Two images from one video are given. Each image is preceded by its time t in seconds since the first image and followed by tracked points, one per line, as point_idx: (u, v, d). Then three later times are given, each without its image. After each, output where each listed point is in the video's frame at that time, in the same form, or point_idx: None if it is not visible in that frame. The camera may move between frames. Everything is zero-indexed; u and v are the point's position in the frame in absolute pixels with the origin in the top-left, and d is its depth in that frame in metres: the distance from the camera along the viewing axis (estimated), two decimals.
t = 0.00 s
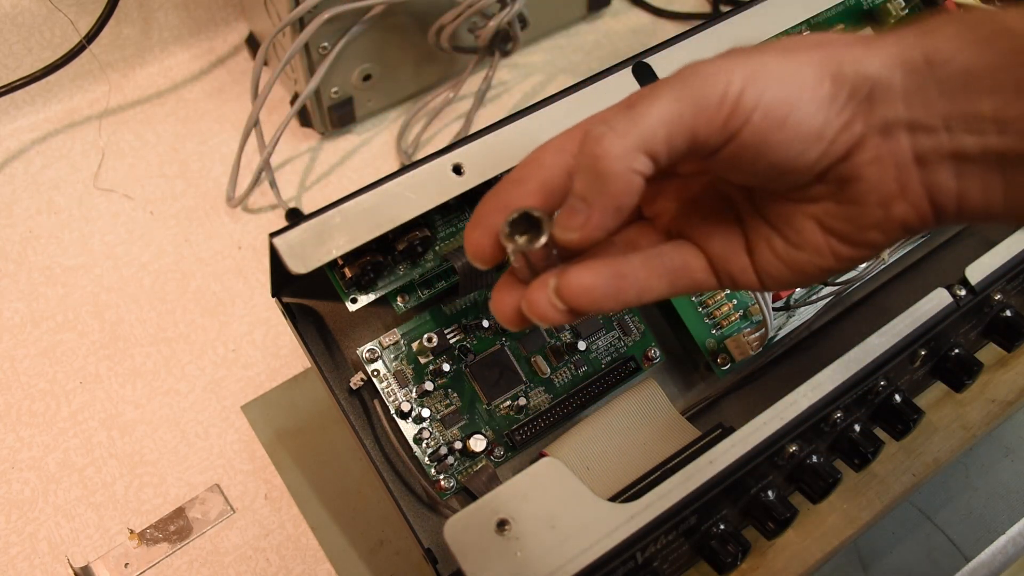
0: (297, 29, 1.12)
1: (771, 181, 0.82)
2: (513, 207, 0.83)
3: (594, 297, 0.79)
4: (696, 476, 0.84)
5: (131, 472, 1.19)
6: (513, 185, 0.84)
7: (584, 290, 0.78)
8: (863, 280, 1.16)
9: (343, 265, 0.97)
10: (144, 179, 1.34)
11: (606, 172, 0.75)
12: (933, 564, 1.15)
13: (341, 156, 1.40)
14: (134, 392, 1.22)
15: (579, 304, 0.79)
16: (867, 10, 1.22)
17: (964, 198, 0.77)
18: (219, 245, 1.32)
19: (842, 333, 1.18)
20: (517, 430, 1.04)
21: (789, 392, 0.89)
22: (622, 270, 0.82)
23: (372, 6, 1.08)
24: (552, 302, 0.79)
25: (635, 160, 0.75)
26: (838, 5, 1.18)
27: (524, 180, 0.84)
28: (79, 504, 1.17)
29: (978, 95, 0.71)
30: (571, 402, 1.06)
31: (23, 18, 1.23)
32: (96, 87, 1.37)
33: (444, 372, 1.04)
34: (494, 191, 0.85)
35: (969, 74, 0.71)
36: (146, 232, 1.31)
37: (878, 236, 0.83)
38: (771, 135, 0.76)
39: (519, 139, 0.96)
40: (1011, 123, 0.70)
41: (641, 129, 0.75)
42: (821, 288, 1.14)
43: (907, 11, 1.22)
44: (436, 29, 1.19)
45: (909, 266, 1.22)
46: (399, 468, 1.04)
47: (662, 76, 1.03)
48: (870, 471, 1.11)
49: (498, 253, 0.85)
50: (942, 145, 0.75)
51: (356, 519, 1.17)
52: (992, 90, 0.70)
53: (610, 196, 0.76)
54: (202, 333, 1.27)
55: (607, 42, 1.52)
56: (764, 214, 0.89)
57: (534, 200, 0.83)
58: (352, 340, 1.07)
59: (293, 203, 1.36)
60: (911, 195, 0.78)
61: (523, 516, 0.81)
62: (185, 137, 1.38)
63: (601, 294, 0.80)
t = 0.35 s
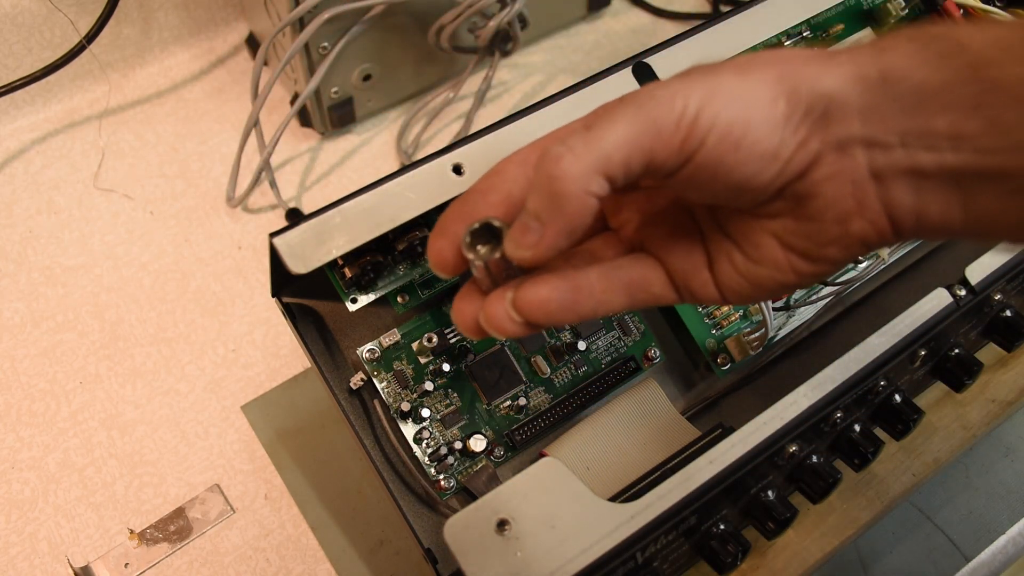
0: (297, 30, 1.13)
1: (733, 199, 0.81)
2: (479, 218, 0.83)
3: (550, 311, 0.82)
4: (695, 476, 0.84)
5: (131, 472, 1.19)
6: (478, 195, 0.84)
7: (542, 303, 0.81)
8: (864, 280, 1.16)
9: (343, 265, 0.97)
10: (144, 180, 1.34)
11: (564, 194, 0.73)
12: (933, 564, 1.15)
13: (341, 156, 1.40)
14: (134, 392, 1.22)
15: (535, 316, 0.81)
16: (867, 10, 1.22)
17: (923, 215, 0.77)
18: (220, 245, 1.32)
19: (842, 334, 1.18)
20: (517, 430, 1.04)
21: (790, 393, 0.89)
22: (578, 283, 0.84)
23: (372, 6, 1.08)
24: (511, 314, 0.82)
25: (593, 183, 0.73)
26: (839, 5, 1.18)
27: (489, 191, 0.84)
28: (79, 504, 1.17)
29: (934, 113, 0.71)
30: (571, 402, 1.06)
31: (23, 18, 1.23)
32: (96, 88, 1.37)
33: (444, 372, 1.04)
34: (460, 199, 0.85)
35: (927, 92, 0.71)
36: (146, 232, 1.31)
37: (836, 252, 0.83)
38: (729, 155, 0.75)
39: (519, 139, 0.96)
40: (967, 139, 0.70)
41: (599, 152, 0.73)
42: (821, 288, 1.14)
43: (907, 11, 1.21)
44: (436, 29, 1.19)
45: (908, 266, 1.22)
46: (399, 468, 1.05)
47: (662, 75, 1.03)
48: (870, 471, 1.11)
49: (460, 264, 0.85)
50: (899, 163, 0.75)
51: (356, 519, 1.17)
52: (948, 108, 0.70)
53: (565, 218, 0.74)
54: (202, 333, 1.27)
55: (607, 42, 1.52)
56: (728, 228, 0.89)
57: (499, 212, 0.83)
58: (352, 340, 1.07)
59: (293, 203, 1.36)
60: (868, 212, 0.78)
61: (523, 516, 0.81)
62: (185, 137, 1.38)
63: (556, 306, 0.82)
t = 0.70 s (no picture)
0: (297, 29, 1.13)
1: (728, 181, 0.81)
2: (476, 200, 0.82)
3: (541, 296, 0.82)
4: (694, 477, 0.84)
5: (131, 472, 1.19)
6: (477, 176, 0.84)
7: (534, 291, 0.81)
8: (864, 280, 1.16)
9: (343, 265, 0.98)
10: (144, 180, 1.34)
11: (562, 185, 0.72)
12: (933, 564, 1.15)
13: (341, 156, 1.40)
14: (134, 392, 1.22)
15: (528, 303, 0.82)
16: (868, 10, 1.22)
17: (916, 197, 0.78)
18: (220, 245, 1.32)
19: (842, 334, 1.18)
20: (517, 431, 1.04)
21: (789, 393, 0.89)
22: (571, 268, 0.84)
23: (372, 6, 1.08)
24: (500, 298, 0.82)
25: (588, 171, 0.73)
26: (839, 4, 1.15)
27: (486, 172, 0.83)
28: (79, 504, 1.17)
29: (930, 97, 0.71)
30: (571, 402, 1.06)
31: (23, 18, 1.23)
32: (96, 88, 1.37)
33: (444, 372, 1.04)
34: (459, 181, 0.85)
35: (923, 73, 0.71)
36: (146, 232, 1.31)
37: (830, 235, 0.83)
38: (722, 139, 0.74)
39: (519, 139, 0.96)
40: (962, 121, 0.70)
41: (594, 140, 0.73)
42: (820, 288, 1.14)
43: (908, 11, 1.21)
44: (436, 29, 1.19)
45: (908, 266, 1.21)
46: (399, 469, 1.05)
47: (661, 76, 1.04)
48: (870, 471, 1.11)
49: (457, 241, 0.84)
50: (894, 146, 0.75)
51: (356, 519, 1.17)
52: (945, 92, 0.70)
53: (564, 209, 0.74)
54: (202, 333, 1.27)
55: (607, 42, 1.52)
56: (723, 210, 0.89)
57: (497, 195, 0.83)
58: (352, 340, 1.07)
59: (293, 203, 1.36)
60: (862, 195, 0.78)
61: (523, 516, 0.81)
62: (185, 138, 1.38)
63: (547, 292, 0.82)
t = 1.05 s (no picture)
0: (297, 30, 1.14)
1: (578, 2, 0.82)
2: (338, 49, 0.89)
3: (405, 39, 0.79)
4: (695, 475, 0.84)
5: (131, 472, 1.19)
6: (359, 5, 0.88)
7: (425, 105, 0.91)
8: (863, 280, 1.16)
9: (343, 265, 0.97)
10: (144, 179, 1.34)
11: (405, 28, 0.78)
12: (934, 564, 1.14)
13: (341, 156, 1.40)
14: (134, 392, 1.22)
15: (424, 121, 0.92)
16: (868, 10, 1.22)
17: None
18: (220, 245, 1.32)
19: (841, 334, 1.18)
20: (517, 430, 1.04)
21: (790, 393, 0.89)
22: (445, 79, 0.93)
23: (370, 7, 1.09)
24: (363, 46, 0.82)
25: None
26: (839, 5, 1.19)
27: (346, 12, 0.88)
28: (79, 504, 1.17)
29: None
30: (571, 402, 1.06)
31: (23, 18, 1.23)
32: (96, 87, 1.37)
33: (444, 372, 1.04)
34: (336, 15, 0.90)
35: None
36: (146, 231, 1.31)
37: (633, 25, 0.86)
38: None
39: (520, 139, 0.96)
40: None
41: None
42: (820, 288, 1.14)
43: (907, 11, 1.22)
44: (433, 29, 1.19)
45: (907, 266, 1.22)
46: (399, 468, 1.05)
47: (661, 76, 1.05)
48: (870, 471, 1.11)
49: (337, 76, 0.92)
50: None
51: (356, 519, 1.17)
52: None
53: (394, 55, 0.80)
54: (202, 333, 1.27)
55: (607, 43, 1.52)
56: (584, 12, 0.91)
57: (366, 8, 0.87)
58: (352, 340, 1.07)
59: (293, 203, 1.37)
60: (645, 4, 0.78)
61: (523, 516, 0.81)
62: (185, 137, 1.38)
63: (414, 65, 0.83)
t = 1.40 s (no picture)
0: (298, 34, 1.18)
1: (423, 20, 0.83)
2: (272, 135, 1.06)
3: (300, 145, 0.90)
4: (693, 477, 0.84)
5: (131, 472, 1.19)
6: (271, 65, 0.97)
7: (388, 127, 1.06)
8: (863, 280, 1.16)
9: (343, 265, 0.96)
10: (144, 179, 1.34)
11: (302, 149, 0.91)
12: (933, 564, 1.14)
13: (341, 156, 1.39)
14: (134, 392, 1.22)
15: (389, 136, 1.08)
16: (867, 10, 1.22)
17: None
18: (220, 245, 1.32)
19: (842, 334, 1.18)
20: (517, 430, 1.04)
21: (789, 392, 0.89)
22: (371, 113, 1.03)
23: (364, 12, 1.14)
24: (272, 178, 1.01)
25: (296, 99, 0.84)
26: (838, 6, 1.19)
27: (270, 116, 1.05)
28: (79, 504, 1.17)
29: None
30: (571, 402, 1.06)
31: (23, 18, 1.26)
32: (96, 88, 1.38)
33: (444, 372, 1.04)
34: (252, 79, 0.99)
35: None
36: (146, 231, 1.31)
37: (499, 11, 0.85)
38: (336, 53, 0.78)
39: (520, 139, 0.95)
40: None
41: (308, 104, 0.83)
42: (820, 288, 1.14)
43: (907, 10, 1.22)
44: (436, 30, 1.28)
45: (908, 266, 1.23)
46: (399, 469, 1.05)
47: (661, 74, 1.03)
48: (870, 471, 1.11)
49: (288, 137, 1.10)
50: None
51: (356, 519, 1.17)
52: None
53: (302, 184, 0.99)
54: (202, 333, 1.27)
55: (608, 42, 1.52)
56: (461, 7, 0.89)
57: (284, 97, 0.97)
58: (352, 341, 1.08)
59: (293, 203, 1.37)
60: None
61: (523, 517, 0.81)
62: (185, 137, 1.38)
63: (317, 162, 0.95)
